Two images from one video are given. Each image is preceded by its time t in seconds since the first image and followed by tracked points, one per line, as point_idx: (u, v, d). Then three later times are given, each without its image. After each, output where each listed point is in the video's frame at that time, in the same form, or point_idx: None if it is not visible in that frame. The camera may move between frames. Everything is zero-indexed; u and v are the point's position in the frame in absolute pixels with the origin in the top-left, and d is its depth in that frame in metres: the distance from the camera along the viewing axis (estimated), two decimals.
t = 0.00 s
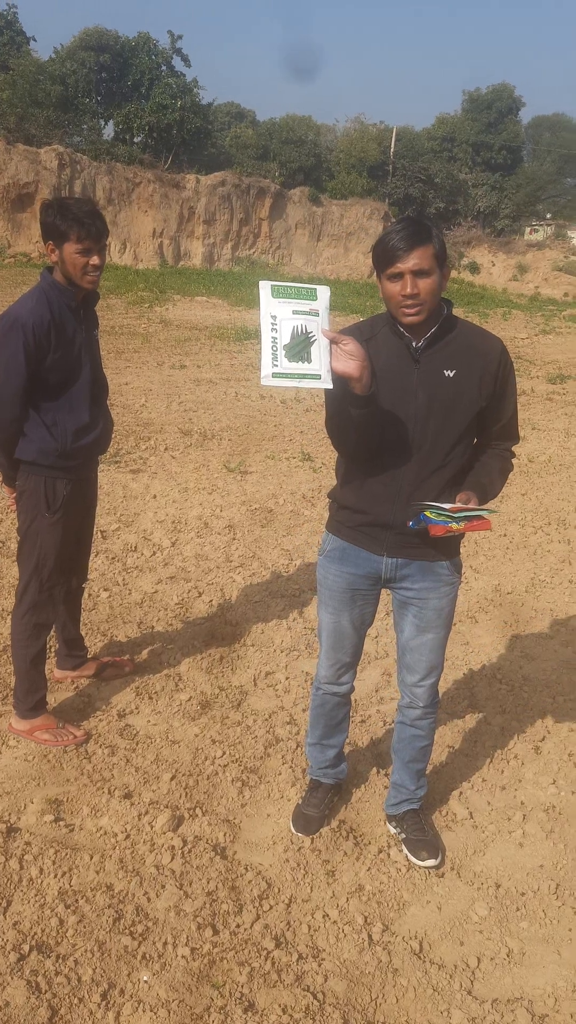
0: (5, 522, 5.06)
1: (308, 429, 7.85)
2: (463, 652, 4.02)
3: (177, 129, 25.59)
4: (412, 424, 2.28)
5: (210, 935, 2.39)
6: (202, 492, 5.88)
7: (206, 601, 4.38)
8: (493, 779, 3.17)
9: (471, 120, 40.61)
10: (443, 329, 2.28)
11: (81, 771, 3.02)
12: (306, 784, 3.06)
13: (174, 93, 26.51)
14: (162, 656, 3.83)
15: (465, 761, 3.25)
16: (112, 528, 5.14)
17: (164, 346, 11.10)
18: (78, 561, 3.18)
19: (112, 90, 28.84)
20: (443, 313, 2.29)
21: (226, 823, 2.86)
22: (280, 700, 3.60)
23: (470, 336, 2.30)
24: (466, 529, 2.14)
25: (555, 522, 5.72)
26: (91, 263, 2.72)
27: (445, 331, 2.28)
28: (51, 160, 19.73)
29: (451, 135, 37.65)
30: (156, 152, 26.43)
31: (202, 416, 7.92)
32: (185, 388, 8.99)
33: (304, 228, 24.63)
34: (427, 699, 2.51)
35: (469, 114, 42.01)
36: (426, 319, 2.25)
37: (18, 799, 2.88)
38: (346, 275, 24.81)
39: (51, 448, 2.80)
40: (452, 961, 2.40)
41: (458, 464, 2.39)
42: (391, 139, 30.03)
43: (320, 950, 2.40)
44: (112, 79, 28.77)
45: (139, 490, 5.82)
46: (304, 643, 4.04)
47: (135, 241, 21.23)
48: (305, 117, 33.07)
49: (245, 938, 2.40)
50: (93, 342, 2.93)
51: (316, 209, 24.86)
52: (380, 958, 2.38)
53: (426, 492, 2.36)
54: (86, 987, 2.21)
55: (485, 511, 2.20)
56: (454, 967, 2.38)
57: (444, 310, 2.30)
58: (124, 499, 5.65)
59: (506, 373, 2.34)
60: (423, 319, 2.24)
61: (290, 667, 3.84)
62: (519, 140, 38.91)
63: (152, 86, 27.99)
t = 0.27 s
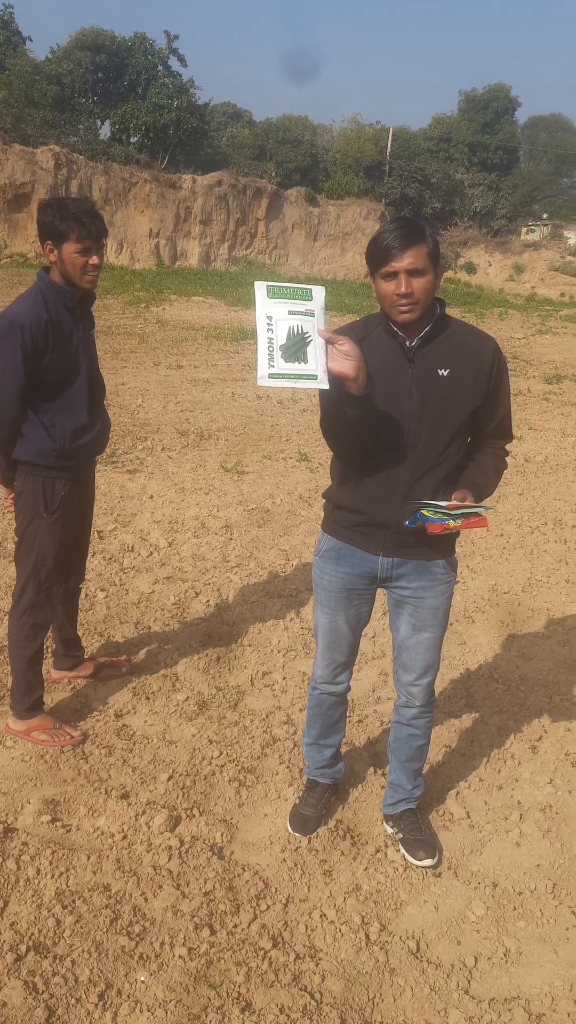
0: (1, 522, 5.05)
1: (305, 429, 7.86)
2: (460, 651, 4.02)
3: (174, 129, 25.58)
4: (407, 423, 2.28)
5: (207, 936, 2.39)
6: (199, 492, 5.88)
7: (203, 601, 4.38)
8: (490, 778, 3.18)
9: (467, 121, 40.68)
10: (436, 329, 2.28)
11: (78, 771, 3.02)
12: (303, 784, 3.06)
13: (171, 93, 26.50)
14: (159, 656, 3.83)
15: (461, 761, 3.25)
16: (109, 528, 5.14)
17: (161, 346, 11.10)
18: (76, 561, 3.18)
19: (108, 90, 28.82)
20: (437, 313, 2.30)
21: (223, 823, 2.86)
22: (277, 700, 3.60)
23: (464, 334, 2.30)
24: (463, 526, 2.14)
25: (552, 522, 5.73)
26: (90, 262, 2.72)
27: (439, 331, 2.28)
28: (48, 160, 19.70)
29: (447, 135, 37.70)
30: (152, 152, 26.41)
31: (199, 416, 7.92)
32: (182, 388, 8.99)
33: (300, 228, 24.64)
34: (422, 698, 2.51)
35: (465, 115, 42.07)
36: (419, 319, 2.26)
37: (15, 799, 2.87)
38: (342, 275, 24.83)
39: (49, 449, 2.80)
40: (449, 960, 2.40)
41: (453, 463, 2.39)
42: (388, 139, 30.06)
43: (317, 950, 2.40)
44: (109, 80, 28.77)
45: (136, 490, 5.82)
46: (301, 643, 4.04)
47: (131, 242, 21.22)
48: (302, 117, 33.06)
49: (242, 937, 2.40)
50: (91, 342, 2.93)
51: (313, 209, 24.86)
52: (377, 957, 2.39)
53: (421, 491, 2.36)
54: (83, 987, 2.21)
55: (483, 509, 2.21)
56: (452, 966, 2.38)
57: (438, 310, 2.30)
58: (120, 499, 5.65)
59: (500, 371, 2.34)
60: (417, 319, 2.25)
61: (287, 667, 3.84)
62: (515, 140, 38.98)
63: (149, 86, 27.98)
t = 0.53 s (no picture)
0: None
1: (302, 429, 7.86)
2: (457, 651, 4.03)
3: (171, 130, 25.58)
4: (400, 423, 2.28)
5: (205, 935, 2.39)
6: (196, 492, 5.88)
7: (200, 601, 4.38)
8: (487, 778, 3.18)
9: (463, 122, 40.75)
10: (428, 329, 2.29)
11: (76, 771, 3.02)
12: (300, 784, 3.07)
13: (167, 93, 26.49)
14: (156, 657, 3.83)
15: (458, 761, 3.26)
16: (106, 528, 5.14)
17: (158, 347, 11.09)
18: (74, 562, 3.18)
19: (105, 90, 28.81)
20: (428, 313, 2.31)
21: (220, 823, 2.86)
22: (274, 700, 3.60)
23: (455, 335, 2.31)
24: (457, 523, 2.16)
25: (548, 522, 5.75)
26: (90, 263, 2.73)
27: (430, 331, 2.29)
28: (45, 160, 19.67)
29: (444, 136, 37.76)
30: (149, 153, 26.40)
31: (196, 416, 7.92)
32: (179, 388, 8.99)
33: (297, 229, 24.65)
34: (418, 696, 2.52)
35: (461, 115, 42.13)
36: (411, 319, 2.27)
37: (13, 800, 2.87)
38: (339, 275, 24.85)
39: (47, 449, 2.80)
40: (446, 960, 2.41)
41: (446, 462, 2.40)
42: (385, 140, 30.09)
43: (315, 950, 2.40)
44: (105, 80, 28.77)
45: (133, 491, 5.82)
46: (298, 643, 4.04)
47: (128, 242, 21.21)
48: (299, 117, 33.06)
49: (240, 937, 2.41)
50: (89, 342, 2.93)
51: (310, 209, 24.87)
52: (374, 957, 2.39)
53: (415, 490, 2.36)
54: (81, 987, 2.21)
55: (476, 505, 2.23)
56: (449, 966, 2.39)
57: (429, 309, 2.31)
58: (117, 499, 5.65)
59: (491, 371, 2.36)
60: (409, 319, 2.26)
61: (284, 667, 3.84)
62: (512, 141, 39.04)
63: (145, 87, 27.97)
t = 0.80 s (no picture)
0: None
1: (299, 429, 7.86)
2: (454, 651, 4.03)
3: (168, 130, 25.56)
4: (394, 422, 2.28)
5: (203, 935, 2.39)
6: (194, 493, 5.88)
7: (198, 601, 4.38)
8: (485, 778, 3.18)
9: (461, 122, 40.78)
10: (420, 328, 2.29)
11: (74, 771, 3.02)
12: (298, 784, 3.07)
13: (164, 93, 26.47)
14: (154, 657, 3.82)
15: (456, 761, 3.26)
16: (104, 528, 5.13)
17: (155, 347, 11.08)
18: (72, 562, 3.18)
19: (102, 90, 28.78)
20: (420, 313, 2.31)
21: (219, 823, 2.86)
22: (272, 700, 3.60)
23: (447, 333, 2.31)
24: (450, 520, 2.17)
25: (546, 522, 5.75)
26: (89, 263, 2.73)
27: (422, 330, 2.29)
28: (42, 160, 19.65)
29: (441, 136, 37.80)
30: (146, 153, 26.37)
31: (193, 416, 7.91)
32: (177, 388, 8.98)
33: (295, 229, 24.65)
34: (414, 694, 2.52)
35: (458, 116, 42.16)
36: (400, 319, 2.26)
37: (11, 799, 2.87)
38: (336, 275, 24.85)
39: (46, 449, 2.80)
40: (444, 959, 2.41)
41: (440, 461, 2.40)
42: (382, 140, 30.10)
43: (313, 950, 2.40)
44: (103, 80, 28.75)
45: (131, 491, 5.81)
46: (296, 643, 4.04)
47: (125, 242, 21.19)
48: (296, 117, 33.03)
49: (238, 937, 2.40)
50: (88, 342, 2.93)
51: (307, 209, 24.87)
52: (373, 956, 2.39)
53: (409, 490, 2.36)
54: (79, 987, 2.21)
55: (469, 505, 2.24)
56: (447, 966, 2.39)
57: (421, 309, 2.31)
58: (115, 499, 5.64)
59: (483, 370, 2.36)
60: (396, 319, 2.25)
61: (282, 667, 3.84)
62: (509, 141, 39.08)
63: (143, 86, 27.94)
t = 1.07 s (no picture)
0: None
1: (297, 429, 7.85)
2: (452, 651, 4.04)
3: (165, 130, 25.56)
4: (386, 422, 2.28)
5: (200, 936, 2.39)
6: (191, 493, 5.87)
7: (195, 602, 4.37)
8: (482, 778, 3.19)
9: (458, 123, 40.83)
10: (410, 328, 2.29)
11: (71, 771, 3.02)
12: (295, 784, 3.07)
13: (162, 94, 26.47)
14: (151, 657, 3.82)
15: (453, 762, 3.26)
16: (101, 529, 5.13)
17: (153, 347, 11.08)
18: (70, 562, 3.17)
19: (99, 90, 28.76)
20: (411, 313, 2.30)
21: (216, 823, 2.86)
22: (269, 700, 3.60)
23: (438, 332, 2.31)
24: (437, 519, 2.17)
25: (543, 522, 5.77)
26: (88, 263, 2.73)
27: (412, 330, 2.29)
28: (39, 160, 19.63)
29: (438, 137, 37.83)
30: (144, 153, 26.36)
31: (191, 417, 7.91)
32: (174, 389, 8.97)
33: (292, 230, 24.65)
34: (407, 694, 2.52)
35: (455, 116, 42.20)
36: (378, 318, 2.25)
37: (8, 800, 2.87)
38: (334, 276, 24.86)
39: (44, 450, 2.79)
40: (442, 959, 2.41)
41: (433, 461, 2.40)
42: (379, 140, 30.13)
43: (310, 950, 2.40)
44: (100, 80, 28.75)
45: (128, 491, 5.81)
46: (293, 643, 4.04)
47: (123, 242, 21.18)
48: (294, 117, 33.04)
49: (235, 938, 2.40)
50: (86, 343, 2.93)
51: (305, 210, 24.88)
52: (370, 957, 2.39)
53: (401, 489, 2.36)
54: (76, 988, 2.20)
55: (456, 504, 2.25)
56: (444, 966, 2.39)
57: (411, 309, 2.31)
58: (112, 500, 5.64)
59: (475, 368, 2.35)
60: (372, 318, 2.25)
61: (279, 667, 3.84)
62: (506, 142, 39.15)
63: (140, 87, 27.93)
